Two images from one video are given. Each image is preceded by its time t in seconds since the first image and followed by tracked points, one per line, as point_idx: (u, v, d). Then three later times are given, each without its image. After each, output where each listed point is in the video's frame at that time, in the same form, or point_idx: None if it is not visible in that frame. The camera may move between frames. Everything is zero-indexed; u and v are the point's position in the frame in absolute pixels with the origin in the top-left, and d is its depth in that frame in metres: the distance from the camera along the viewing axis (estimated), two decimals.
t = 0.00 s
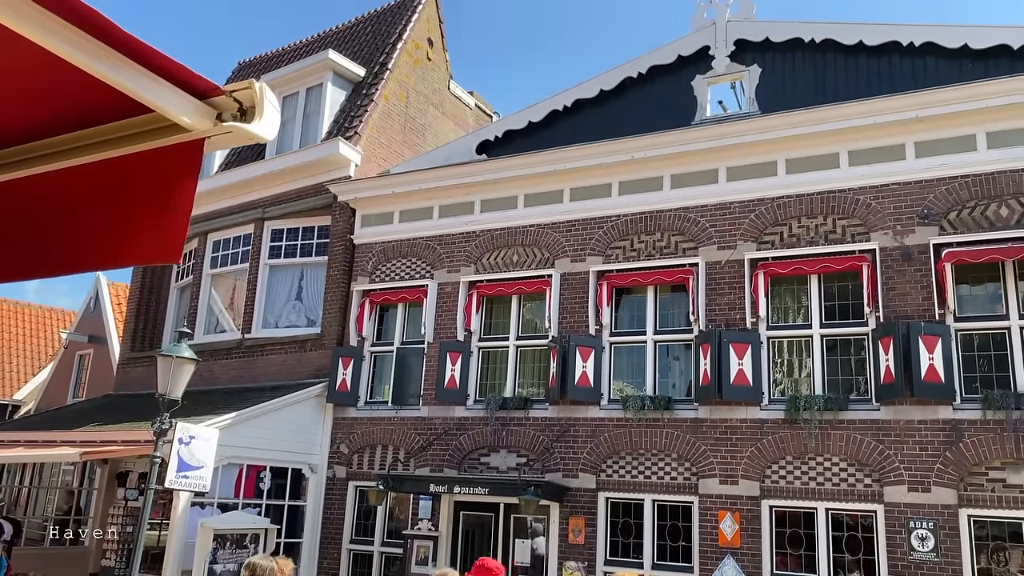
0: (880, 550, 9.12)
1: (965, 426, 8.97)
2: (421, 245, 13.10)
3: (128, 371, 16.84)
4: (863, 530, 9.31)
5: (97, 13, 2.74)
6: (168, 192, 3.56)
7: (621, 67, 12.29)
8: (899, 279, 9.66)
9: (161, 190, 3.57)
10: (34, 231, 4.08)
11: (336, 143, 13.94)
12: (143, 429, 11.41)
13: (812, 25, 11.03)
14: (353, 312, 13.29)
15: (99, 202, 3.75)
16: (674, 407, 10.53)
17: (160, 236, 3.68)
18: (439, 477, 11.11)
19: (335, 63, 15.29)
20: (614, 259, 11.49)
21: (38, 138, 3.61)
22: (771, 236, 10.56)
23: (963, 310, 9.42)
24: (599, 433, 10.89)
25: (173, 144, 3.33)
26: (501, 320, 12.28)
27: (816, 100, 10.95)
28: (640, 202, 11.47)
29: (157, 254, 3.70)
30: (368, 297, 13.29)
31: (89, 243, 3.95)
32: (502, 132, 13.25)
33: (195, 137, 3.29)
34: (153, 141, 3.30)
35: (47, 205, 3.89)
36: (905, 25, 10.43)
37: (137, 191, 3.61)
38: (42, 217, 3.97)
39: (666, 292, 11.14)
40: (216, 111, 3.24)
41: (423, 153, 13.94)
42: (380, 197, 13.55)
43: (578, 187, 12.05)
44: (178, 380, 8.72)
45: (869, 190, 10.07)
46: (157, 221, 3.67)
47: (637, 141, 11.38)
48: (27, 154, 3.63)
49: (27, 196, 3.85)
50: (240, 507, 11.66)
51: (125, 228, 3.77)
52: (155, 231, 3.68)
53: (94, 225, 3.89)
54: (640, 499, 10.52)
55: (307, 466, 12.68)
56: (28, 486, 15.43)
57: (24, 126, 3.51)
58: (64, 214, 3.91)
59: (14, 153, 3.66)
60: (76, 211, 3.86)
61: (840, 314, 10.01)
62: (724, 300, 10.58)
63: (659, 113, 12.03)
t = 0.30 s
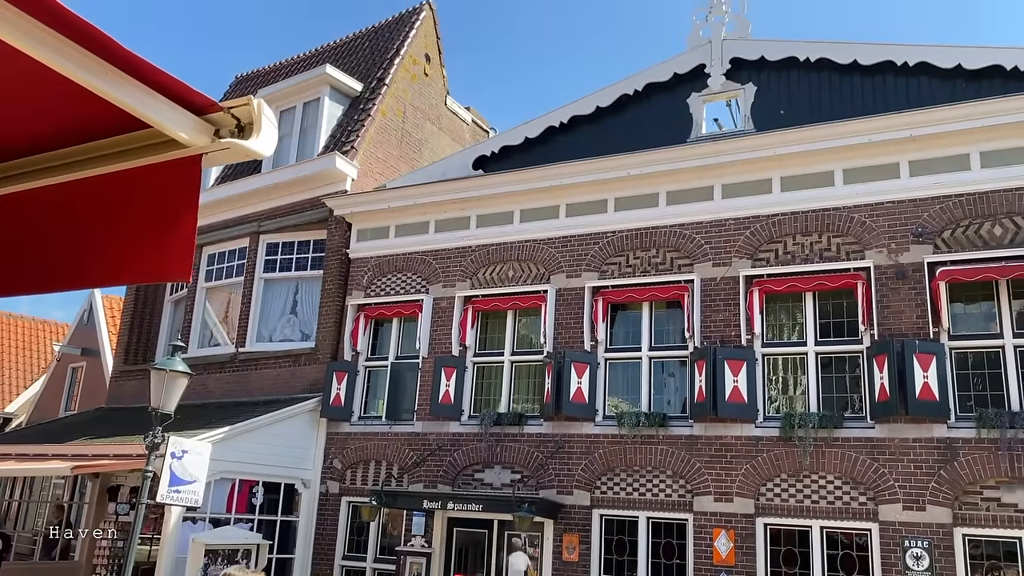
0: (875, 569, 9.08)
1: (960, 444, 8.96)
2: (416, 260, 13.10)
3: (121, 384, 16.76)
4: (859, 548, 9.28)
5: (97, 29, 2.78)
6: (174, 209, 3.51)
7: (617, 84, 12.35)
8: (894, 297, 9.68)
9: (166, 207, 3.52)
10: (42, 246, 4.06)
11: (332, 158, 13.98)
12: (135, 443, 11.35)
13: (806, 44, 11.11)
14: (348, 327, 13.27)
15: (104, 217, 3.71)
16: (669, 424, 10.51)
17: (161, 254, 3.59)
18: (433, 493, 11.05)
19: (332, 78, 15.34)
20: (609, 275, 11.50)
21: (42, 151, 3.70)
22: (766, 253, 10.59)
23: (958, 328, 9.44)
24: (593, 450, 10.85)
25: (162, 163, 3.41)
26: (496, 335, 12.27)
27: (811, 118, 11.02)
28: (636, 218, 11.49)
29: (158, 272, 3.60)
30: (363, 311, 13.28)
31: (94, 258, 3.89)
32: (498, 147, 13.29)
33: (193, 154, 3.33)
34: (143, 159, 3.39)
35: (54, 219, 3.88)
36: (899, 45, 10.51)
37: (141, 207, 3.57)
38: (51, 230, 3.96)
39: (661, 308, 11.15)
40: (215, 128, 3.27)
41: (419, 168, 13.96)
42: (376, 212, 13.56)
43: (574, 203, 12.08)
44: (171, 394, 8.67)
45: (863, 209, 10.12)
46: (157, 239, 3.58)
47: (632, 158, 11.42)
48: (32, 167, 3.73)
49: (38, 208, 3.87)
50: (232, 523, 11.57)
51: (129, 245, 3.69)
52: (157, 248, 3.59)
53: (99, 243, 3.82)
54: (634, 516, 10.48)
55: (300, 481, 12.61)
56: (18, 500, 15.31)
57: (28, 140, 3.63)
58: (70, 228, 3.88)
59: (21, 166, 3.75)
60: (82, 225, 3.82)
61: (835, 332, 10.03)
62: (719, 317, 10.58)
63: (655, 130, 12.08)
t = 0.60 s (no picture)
0: None
1: (953, 463, 8.96)
2: (412, 274, 13.10)
3: (114, 397, 16.68)
4: (853, 567, 9.25)
5: (96, 46, 2.79)
6: (170, 228, 3.58)
7: (613, 101, 12.41)
8: (887, 316, 9.70)
9: (162, 226, 3.59)
10: (43, 257, 4.11)
11: (328, 172, 14.00)
12: (126, 456, 11.28)
13: (801, 63, 11.19)
14: (342, 341, 13.24)
15: (105, 232, 3.78)
16: (663, 441, 10.49)
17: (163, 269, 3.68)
18: (426, 509, 10.99)
19: (329, 92, 15.38)
20: (604, 291, 11.52)
21: (40, 165, 3.70)
22: (760, 270, 10.62)
23: (951, 347, 9.46)
24: (587, 466, 10.82)
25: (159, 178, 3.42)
26: (490, 350, 12.25)
27: (806, 137, 11.07)
28: (631, 234, 11.52)
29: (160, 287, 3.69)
30: (357, 325, 13.26)
31: (94, 274, 3.98)
32: (494, 163, 13.32)
33: (190, 169, 3.35)
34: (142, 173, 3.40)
35: (54, 233, 3.93)
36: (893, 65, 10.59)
37: (140, 224, 3.64)
38: (50, 242, 4.01)
39: (656, 324, 11.16)
40: (212, 144, 3.30)
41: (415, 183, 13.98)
42: (371, 226, 13.56)
43: (569, 219, 12.10)
44: (164, 407, 8.62)
45: (857, 227, 10.16)
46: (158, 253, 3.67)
47: (628, 175, 11.46)
48: (30, 181, 3.73)
49: (38, 223, 3.91)
50: (223, 537, 11.51)
51: (131, 259, 3.78)
52: (159, 263, 3.69)
53: (98, 258, 3.91)
54: (628, 534, 10.44)
55: (292, 496, 12.54)
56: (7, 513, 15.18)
57: (26, 155, 3.62)
58: (71, 242, 3.94)
59: (19, 180, 3.76)
60: (82, 240, 3.89)
61: (829, 349, 10.04)
62: (713, 333, 10.59)
63: (650, 147, 12.14)
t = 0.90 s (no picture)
0: None
1: (946, 481, 8.95)
2: (406, 287, 13.09)
3: (105, 408, 16.59)
4: None
5: (94, 59, 2.79)
6: (166, 244, 3.61)
7: (608, 117, 12.45)
8: (881, 333, 9.71)
9: (158, 241, 3.63)
10: (34, 268, 4.12)
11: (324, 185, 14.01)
12: (117, 469, 11.21)
13: (796, 81, 11.25)
14: (335, 354, 13.20)
15: (101, 245, 3.79)
16: (657, 457, 10.46)
17: (162, 283, 3.71)
18: (418, 524, 10.93)
19: (325, 105, 15.41)
20: (598, 305, 11.52)
21: (34, 178, 3.70)
22: (755, 286, 10.64)
23: (944, 364, 9.47)
24: (581, 482, 10.78)
25: (153, 192, 3.41)
26: (484, 364, 12.23)
27: (800, 154, 11.13)
28: (626, 249, 11.54)
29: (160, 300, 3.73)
30: (351, 337, 13.23)
31: (88, 286, 4.01)
32: (490, 177, 13.34)
33: (187, 184, 3.34)
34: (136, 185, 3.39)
35: (50, 245, 3.93)
36: (887, 84, 10.66)
37: (138, 237, 3.65)
38: (41, 255, 4.03)
39: (650, 339, 11.16)
40: (210, 157, 3.29)
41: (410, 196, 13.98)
42: (366, 239, 13.56)
43: (564, 234, 12.12)
44: (156, 419, 8.57)
45: (851, 244, 10.19)
46: (157, 267, 3.69)
47: (623, 190, 11.49)
48: (24, 193, 3.73)
49: (32, 234, 3.90)
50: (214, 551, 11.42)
51: (129, 272, 3.80)
52: (158, 278, 3.72)
53: (93, 272, 3.95)
54: (621, 550, 10.39)
55: (283, 510, 12.45)
56: None
57: (22, 167, 3.63)
58: (66, 253, 3.94)
59: (13, 191, 3.75)
60: (78, 252, 3.89)
61: (822, 366, 10.05)
62: (707, 349, 10.59)
63: (645, 163, 12.18)
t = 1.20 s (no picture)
0: None
1: (938, 496, 8.96)
2: (400, 298, 13.07)
3: (95, 418, 16.49)
4: None
5: (91, 70, 2.79)
6: (163, 254, 3.64)
7: (603, 130, 12.49)
8: (874, 348, 9.73)
9: (154, 251, 3.64)
10: (26, 278, 4.13)
11: (318, 196, 14.01)
12: (107, 479, 11.13)
13: (789, 96, 11.32)
14: (328, 365, 13.16)
15: (100, 256, 3.79)
16: (649, 470, 10.44)
17: (166, 294, 3.74)
18: (409, 537, 10.87)
19: (320, 116, 15.43)
20: (592, 318, 11.52)
21: (25, 187, 3.68)
22: (747, 300, 10.66)
23: (937, 380, 9.50)
24: (573, 495, 10.75)
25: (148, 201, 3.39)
26: (477, 376, 12.21)
27: (793, 169, 11.18)
28: (619, 262, 11.56)
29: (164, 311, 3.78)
30: (343, 348, 13.20)
31: (82, 295, 4.02)
32: (485, 189, 13.36)
33: (182, 194, 3.34)
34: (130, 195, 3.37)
35: (46, 255, 3.92)
36: (879, 100, 10.72)
37: (137, 249, 3.66)
38: (33, 265, 4.03)
39: (644, 352, 11.17)
40: (204, 168, 3.29)
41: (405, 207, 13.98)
42: (360, 250, 13.55)
43: (558, 246, 12.14)
44: (146, 430, 8.52)
45: (844, 259, 10.23)
46: (158, 277, 3.71)
47: (617, 203, 11.52)
48: (15, 203, 3.71)
49: (27, 243, 3.88)
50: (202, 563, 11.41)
51: (126, 284, 3.82)
52: (161, 288, 3.74)
53: (86, 282, 3.96)
54: (612, 564, 10.35)
55: (274, 522, 12.36)
56: None
57: (16, 176, 3.60)
58: (63, 263, 3.94)
59: (7, 201, 3.72)
60: (76, 261, 3.88)
61: (815, 381, 10.06)
62: (700, 362, 10.59)
63: (639, 177, 12.22)
